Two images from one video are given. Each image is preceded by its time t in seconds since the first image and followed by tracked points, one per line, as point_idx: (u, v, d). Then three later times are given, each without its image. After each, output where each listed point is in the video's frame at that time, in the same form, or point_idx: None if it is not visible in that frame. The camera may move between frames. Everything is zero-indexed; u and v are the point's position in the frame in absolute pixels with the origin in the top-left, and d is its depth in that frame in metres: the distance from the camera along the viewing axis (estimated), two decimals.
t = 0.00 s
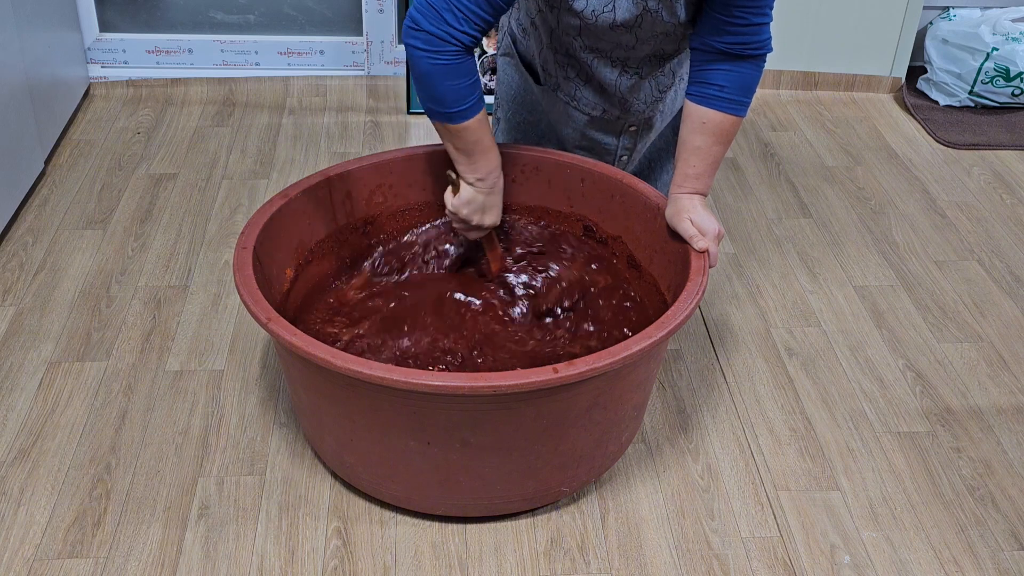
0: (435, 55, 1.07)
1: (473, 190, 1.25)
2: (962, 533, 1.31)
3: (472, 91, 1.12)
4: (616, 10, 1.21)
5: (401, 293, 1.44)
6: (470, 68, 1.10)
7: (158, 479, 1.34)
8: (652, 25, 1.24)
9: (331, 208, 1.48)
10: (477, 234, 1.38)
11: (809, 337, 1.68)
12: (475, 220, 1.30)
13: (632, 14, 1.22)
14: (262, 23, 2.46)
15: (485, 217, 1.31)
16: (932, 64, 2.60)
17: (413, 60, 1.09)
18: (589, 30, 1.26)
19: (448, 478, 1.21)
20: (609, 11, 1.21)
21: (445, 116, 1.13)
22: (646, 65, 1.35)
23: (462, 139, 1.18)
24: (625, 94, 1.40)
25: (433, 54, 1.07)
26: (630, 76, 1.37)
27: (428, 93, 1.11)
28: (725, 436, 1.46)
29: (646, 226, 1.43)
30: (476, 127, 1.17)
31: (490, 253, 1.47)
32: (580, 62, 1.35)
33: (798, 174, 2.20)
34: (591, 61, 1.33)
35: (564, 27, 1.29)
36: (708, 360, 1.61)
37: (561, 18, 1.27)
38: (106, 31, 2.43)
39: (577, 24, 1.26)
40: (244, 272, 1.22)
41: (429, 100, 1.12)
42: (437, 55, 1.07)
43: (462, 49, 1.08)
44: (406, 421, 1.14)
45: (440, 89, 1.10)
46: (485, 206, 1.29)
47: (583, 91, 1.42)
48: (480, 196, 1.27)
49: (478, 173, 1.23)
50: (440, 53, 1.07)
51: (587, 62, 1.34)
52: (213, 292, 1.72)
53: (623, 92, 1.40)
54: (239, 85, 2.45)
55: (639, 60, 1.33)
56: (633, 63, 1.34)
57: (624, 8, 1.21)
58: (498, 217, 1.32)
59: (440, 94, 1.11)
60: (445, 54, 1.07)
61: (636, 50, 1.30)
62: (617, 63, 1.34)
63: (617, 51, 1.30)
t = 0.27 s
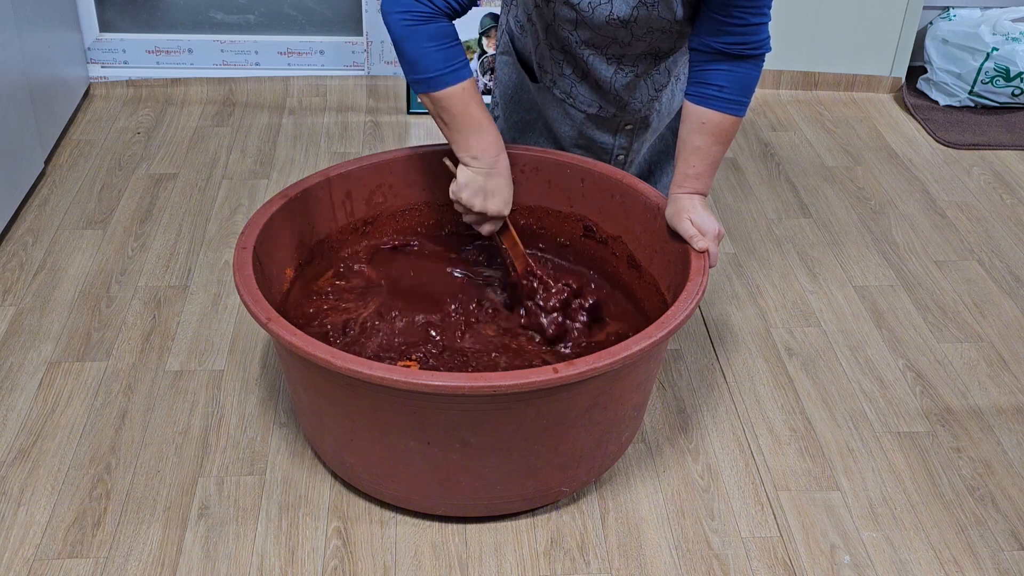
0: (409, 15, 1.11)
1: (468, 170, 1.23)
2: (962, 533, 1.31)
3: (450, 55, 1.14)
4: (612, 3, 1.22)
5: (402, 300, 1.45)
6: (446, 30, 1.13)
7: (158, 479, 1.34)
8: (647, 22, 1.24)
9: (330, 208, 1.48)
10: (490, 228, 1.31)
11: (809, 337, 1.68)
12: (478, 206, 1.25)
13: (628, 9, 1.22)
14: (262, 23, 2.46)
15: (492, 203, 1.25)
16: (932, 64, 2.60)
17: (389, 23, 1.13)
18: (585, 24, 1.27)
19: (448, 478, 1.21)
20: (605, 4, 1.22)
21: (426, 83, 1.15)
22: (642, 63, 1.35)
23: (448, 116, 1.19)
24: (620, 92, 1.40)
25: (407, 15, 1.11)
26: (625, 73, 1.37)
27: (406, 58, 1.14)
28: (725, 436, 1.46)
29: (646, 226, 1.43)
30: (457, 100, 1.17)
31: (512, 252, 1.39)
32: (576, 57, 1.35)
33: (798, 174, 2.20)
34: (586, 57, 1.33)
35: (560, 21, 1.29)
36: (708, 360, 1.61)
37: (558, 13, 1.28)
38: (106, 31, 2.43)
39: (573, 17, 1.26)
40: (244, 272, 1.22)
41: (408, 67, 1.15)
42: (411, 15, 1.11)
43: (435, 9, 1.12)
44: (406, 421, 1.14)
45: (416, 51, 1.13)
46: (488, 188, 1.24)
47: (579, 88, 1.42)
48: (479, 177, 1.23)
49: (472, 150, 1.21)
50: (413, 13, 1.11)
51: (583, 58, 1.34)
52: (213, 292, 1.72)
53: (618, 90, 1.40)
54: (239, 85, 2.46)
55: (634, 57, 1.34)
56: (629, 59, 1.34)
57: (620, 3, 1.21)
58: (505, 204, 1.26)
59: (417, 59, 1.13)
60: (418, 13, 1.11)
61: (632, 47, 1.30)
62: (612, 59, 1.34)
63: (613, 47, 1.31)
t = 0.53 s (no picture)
0: (402, 14, 1.12)
1: (457, 179, 1.16)
2: (962, 533, 1.31)
3: (440, 56, 1.12)
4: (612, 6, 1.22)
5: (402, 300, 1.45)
6: (437, 29, 1.13)
7: (158, 479, 1.34)
8: (647, 24, 1.24)
9: (331, 208, 1.49)
10: (471, 250, 1.21)
11: (809, 337, 1.68)
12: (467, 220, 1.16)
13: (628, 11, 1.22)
14: (262, 23, 2.46)
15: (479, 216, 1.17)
16: (932, 64, 2.60)
17: (382, 24, 1.13)
18: (586, 27, 1.27)
19: (448, 478, 1.21)
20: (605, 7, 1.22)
21: (413, 85, 1.13)
22: (642, 64, 1.35)
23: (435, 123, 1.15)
24: (621, 93, 1.40)
25: (399, 11, 1.12)
26: (626, 74, 1.37)
27: (396, 58, 1.13)
28: (725, 436, 1.46)
29: (646, 226, 1.43)
30: (446, 104, 1.14)
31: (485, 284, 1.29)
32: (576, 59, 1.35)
33: (798, 174, 2.20)
34: (586, 59, 1.34)
35: (560, 24, 1.29)
36: (708, 360, 1.61)
37: (558, 16, 1.28)
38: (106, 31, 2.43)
39: (573, 20, 1.26)
40: (244, 272, 1.22)
41: (397, 67, 1.14)
42: (403, 12, 1.12)
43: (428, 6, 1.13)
44: (406, 421, 1.14)
45: (406, 48, 1.12)
46: (475, 200, 1.16)
47: (579, 89, 1.42)
48: (467, 188, 1.15)
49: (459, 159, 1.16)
50: (406, 12, 1.12)
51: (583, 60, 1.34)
52: (213, 292, 1.72)
53: (619, 91, 1.40)
54: (239, 85, 2.46)
55: (635, 58, 1.34)
56: (629, 60, 1.34)
57: (620, 4, 1.22)
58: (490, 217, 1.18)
59: (406, 60, 1.12)
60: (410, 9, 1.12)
61: (632, 48, 1.30)
62: (613, 61, 1.34)
63: (612, 48, 1.31)
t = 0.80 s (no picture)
0: (420, 52, 1.09)
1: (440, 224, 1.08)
2: (962, 533, 1.31)
3: (448, 101, 1.10)
4: (612, 14, 1.22)
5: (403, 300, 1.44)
6: (453, 73, 1.10)
7: (158, 479, 1.34)
8: (648, 27, 1.24)
9: (331, 209, 1.49)
10: (440, 299, 1.08)
11: (809, 337, 1.68)
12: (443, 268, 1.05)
13: (629, 16, 1.22)
14: (262, 23, 2.46)
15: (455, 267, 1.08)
16: (932, 64, 2.60)
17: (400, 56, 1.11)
18: (587, 34, 1.26)
19: (448, 478, 1.21)
20: (605, 15, 1.22)
21: (417, 126, 1.10)
22: (644, 65, 1.35)
23: (430, 163, 1.10)
24: (623, 94, 1.40)
25: (418, 48, 1.09)
26: (628, 76, 1.37)
27: (406, 92, 1.11)
28: (725, 436, 1.46)
29: (646, 226, 1.43)
30: (444, 149, 1.10)
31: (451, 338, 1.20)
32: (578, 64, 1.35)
33: (798, 174, 2.20)
34: (588, 64, 1.34)
35: (560, 30, 1.29)
36: (708, 360, 1.61)
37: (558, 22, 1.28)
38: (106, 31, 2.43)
39: (573, 27, 1.26)
40: (243, 272, 1.22)
41: (405, 102, 1.11)
42: (421, 50, 1.09)
43: (447, 47, 1.10)
44: (406, 421, 1.14)
45: (418, 87, 1.10)
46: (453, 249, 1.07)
47: (581, 93, 1.42)
48: (448, 236, 1.07)
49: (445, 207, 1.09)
50: (424, 50, 1.09)
51: (584, 64, 1.35)
52: (213, 292, 1.72)
53: (621, 92, 1.40)
54: (239, 85, 2.46)
55: (636, 60, 1.34)
56: (631, 63, 1.34)
57: (620, 12, 1.21)
58: (464, 269, 1.09)
59: (416, 98, 1.10)
60: (429, 47, 1.09)
61: (633, 51, 1.30)
62: (614, 64, 1.34)
63: (614, 52, 1.31)
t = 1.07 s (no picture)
0: (460, 107, 1.01)
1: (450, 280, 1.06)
2: (962, 533, 1.31)
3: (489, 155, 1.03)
4: (613, 23, 1.22)
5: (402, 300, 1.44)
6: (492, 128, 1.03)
7: (158, 479, 1.34)
8: (650, 31, 1.24)
9: (331, 209, 1.49)
10: (440, 347, 1.14)
11: (809, 337, 1.68)
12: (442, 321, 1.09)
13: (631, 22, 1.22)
14: (263, 23, 2.46)
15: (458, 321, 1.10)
16: (932, 64, 2.60)
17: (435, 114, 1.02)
18: (589, 42, 1.27)
19: (448, 478, 1.21)
20: (607, 24, 1.22)
21: (457, 183, 1.03)
22: (646, 68, 1.35)
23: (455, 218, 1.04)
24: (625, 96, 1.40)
25: (458, 103, 1.01)
26: (631, 79, 1.37)
27: (442, 149, 1.02)
28: (725, 436, 1.46)
29: (646, 227, 1.43)
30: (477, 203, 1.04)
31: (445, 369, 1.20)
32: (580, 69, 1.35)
33: (798, 174, 2.20)
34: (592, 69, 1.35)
35: (563, 38, 1.30)
36: (708, 360, 1.61)
37: (561, 27, 1.27)
38: (106, 31, 2.43)
39: (575, 35, 1.27)
40: (243, 272, 1.22)
41: (442, 159, 1.03)
42: (461, 106, 1.01)
43: (488, 100, 1.02)
44: (406, 421, 1.14)
45: (458, 145, 1.01)
46: (460, 306, 1.09)
47: (583, 96, 1.42)
48: (457, 293, 1.07)
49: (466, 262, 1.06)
50: (464, 105, 1.01)
51: (588, 68, 1.35)
52: (213, 292, 1.72)
53: (623, 94, 1.40)
54: (239, 85, 2.45)
55: (640, 63, 1.34)
56: (634, 66, 1.34)
57: (622, 17, 1.21)
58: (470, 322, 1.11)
59: (456, 155, 1.02)
60: (471, 102, 1.01)
61: (636, 55, 1.30)
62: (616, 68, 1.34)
63: (617, 57, 1.31)
